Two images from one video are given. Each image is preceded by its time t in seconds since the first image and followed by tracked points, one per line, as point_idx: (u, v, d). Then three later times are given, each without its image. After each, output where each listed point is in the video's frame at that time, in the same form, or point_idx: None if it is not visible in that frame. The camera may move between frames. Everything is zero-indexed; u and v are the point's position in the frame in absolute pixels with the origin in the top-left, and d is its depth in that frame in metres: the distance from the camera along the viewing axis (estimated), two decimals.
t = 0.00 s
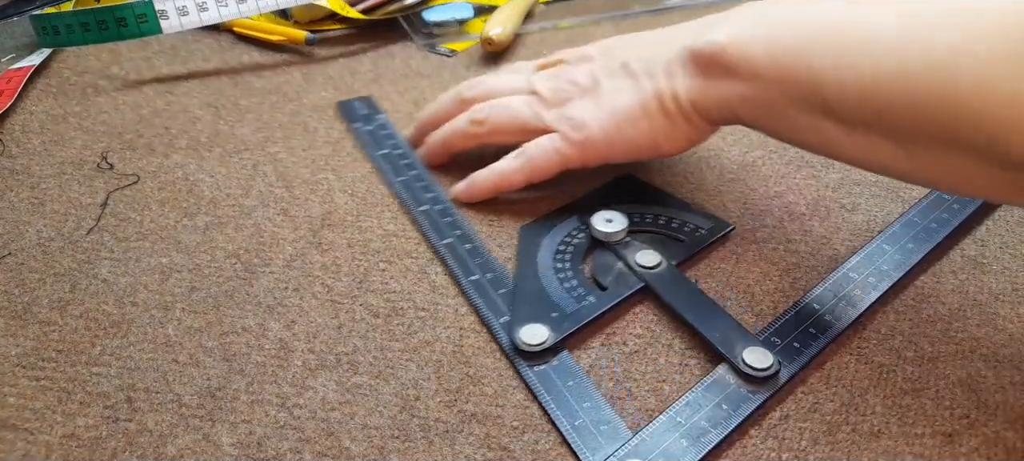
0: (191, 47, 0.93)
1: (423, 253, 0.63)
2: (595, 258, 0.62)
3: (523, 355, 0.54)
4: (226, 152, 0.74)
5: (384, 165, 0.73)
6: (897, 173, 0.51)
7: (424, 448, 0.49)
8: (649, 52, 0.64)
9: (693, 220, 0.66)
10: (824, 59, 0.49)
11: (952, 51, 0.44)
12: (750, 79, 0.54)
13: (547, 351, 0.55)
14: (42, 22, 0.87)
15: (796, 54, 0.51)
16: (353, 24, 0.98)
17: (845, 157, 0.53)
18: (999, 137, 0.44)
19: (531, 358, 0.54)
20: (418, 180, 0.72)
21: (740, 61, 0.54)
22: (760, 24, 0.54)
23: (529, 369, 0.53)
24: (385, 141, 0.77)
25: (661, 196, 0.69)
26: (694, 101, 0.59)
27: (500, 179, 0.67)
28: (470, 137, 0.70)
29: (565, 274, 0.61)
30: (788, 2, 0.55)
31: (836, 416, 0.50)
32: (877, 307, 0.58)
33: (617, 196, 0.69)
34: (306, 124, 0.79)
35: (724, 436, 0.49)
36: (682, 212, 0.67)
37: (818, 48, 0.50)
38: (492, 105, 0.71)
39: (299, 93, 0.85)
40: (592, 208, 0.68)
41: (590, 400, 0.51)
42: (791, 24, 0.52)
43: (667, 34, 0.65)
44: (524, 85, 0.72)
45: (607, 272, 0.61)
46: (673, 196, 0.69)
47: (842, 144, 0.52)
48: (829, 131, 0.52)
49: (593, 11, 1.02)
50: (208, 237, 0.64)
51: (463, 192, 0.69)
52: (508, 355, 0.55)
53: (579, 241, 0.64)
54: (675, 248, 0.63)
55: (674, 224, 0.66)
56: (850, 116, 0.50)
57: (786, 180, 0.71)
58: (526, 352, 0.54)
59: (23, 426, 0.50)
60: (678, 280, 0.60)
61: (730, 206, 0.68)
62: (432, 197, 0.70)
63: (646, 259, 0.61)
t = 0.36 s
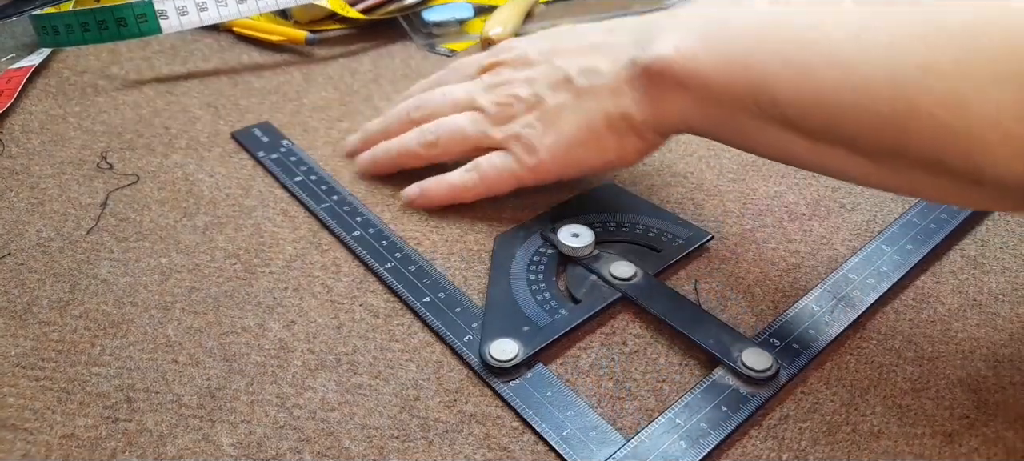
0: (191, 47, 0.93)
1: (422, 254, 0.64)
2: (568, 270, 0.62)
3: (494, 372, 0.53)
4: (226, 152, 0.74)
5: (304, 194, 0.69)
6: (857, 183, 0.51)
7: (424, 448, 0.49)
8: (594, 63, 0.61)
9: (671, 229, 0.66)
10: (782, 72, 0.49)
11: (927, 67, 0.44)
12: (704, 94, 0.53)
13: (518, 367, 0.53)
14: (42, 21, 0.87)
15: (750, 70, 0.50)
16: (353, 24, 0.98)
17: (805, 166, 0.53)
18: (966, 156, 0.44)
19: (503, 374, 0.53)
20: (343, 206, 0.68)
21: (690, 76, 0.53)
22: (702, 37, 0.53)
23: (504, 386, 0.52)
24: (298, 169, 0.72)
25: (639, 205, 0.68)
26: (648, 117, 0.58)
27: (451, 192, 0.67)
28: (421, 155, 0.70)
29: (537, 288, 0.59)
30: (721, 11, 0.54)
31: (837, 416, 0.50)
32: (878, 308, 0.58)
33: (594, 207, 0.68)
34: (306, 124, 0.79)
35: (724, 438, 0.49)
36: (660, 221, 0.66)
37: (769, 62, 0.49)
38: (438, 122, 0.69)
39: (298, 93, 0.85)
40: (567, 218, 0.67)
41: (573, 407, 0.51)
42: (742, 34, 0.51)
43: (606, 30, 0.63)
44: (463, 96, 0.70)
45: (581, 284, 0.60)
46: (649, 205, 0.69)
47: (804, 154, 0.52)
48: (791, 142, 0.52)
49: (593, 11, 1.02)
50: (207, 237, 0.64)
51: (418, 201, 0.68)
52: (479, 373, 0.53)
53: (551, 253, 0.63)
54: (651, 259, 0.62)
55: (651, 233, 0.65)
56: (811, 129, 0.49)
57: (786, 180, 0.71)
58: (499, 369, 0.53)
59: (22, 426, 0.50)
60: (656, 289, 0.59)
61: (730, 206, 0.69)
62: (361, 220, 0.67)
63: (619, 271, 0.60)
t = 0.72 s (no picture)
0: (192, 48, 0.93)
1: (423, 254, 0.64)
2: (567, 270, 0.61)
3: (494, 371, 0.53)
4: (227, 153, 0.75)
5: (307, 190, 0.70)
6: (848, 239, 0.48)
7: (424, 447, 0.49)
8: (554, 132, 0.60)
9: (669, 227, 0.66)
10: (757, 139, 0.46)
11: (909, 120, 0.41)
12: (678, 161, 0.50)
13: (518, 366, 0.54)
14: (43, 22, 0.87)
15: (723, 136, 0.47)
16: (353, 25, 0.98)
17: (793, 228, 0.50)
18: (958, 208, 0.41)
19: (504, 373, 0.53)
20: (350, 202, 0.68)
21: (663, 145, 0.50)
22: (668, 100, 0.51)
23: (504, 385, 0.52)
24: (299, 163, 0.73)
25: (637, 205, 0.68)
26: (617, 187, 0.56)
27: (399, 274, 0.59)
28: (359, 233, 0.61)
29: (538, 287, 0.60)
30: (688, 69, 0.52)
31: (836, 416, 0.51)
32: (876, 306, 0.58)
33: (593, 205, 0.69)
34: (306, 124, 0.79)
35: (723, 437, 0.49)
36: (658, 220, 0.67)
37: (738, 128, 0.47)
38: (386, 194, 0.62)
39: (299, 93, 0.85)
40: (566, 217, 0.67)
41: (573, 406, 0.51)
42: (712, 97, 0.48)
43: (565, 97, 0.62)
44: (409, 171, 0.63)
45: (581, 283, 0.60)
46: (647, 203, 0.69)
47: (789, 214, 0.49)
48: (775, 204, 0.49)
49: (593, 11, 1.02)
50: (208, 237, 0.64)
51: (354, 286, 0.58)
52: (479, 372, 0.53)
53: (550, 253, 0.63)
54: (650, 258, 0.63)
55: (650, 232, 0.65)
56: (795, 191, 0.47)
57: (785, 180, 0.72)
58: (499, 367, 0.53)
59: (24, 425, 0.50)
60: (655, 290, 0.59)
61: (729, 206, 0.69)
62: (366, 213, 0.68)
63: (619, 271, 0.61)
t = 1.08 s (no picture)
0: (192, 48, 0.93)
1: (423, 253, 0.64)
2: (578, 238, 0.64)
3: (504, 326, 0.57)
4: (227, 152, 0.74)
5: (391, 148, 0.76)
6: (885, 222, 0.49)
7: (425, 447, 0.49)
8: (609, 106, 0.61)
9: (675, 205, 0.68)
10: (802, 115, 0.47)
11: (946, 98, 0.42)
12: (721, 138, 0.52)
13: (527, 323, 0.57)
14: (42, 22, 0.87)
15: (764, 114, 0.49)
16: (353, 25, 0.98)
17: (831, 208, 0.51)
18: (992, 186, 0.42)
19: (513, 329, 0.56)
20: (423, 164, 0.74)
21: (707, 118, 0.52)
22: (716, 79, 0.53)
23: (509, 339, 0.56)
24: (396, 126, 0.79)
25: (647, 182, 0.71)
26: (662, 161, 0.57)
27: (450, 218, 0.64)
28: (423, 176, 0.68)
29: (549, 254, 0.63)
30: (732, 52, 0.54)
31: (836, 415, 0.51)
32: (874, 306, 0.58)
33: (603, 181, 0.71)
34: (307, 124, 0.79)
35: (684, 407, 0.51)
36: (664, 198, 0.69)
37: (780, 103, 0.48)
38: (451, 146, 0.67)
39: (299, 93, 0.85)
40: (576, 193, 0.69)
41: (563, 370, 0.54)
42: (757, 76, 0.50)
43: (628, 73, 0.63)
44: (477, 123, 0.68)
45: (589, 251, 0.63)
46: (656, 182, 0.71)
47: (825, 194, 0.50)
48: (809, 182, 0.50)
49: (593, 11, 1.02)
50: (209, 237, 0.64)
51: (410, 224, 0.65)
52: (491, 326, 0.57)
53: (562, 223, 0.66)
54: (657, 231, 0.65)
55: (656, 208, 0.68)
56: (833, 171, 0.48)
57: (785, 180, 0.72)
58: (508, 323, 0.57)
59: (24, 425, 0.50)
60: (659, 261, 0.62)
61: (729, 206, 0.69)
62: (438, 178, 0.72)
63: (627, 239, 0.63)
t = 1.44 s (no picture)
0: (192, 48, 0.93)
1: (423, 253, 0.64)
2: (585, 234, 0.64)
3: (511, 322, 0.57)
4: (227, 152, 0.74)
5: (417, 139, 0.77)
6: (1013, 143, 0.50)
7: (425, 447, 0.49)
8: None
9: (680, 203, 0.68)
10: None
11: None
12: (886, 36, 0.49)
13: (534, 319, 0.57)
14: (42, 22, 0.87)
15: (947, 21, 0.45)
16: (353, 25, 0.98)
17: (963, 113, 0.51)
18: None
19: (519, 325, 0.57)
20: (445, 155, 0.75)
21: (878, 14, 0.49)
22: None
23: (515, 335, 0.56)
24: (421, 117, 0.81)
25: (651, 181, 0.71)
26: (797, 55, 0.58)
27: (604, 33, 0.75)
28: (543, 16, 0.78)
29: (556, 249, 0.63)
30: None
31: (836, 415, 0.51)
32: (875, 306, 0.58)
33: (609, 179, 0.71)
34: (307, 124, 0.79)
35: (681, 406, 0.51)
36: (669, 195, 0.69)
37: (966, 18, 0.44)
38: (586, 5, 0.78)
39: (299, 93, 0.85)
40: (582, 190, 0.69)
41: (566, 367, 0.54)
42: None
43: None
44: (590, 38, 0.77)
45: (596, 247, 0.63)
46: (660, 180, 0.71)
47: None
48: None
49: (592, 11, 1.02)
50: (208, 237, 0.64)
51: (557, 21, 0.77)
52: (499, 321, 0.57)
53: (569, 220, 0.66)
54: (662, 228, 0.65)
55: (661, 206, 0.68)
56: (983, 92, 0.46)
57: (786, 180, 0.72)
58: (515, 319, 0.57)
59: (24, 425, 0.50)
60: (665, 258, 0.61)
61: (730, 206, 0.69)
62: (456, 171, 0.73)
63: (634, 235, 0.63)
